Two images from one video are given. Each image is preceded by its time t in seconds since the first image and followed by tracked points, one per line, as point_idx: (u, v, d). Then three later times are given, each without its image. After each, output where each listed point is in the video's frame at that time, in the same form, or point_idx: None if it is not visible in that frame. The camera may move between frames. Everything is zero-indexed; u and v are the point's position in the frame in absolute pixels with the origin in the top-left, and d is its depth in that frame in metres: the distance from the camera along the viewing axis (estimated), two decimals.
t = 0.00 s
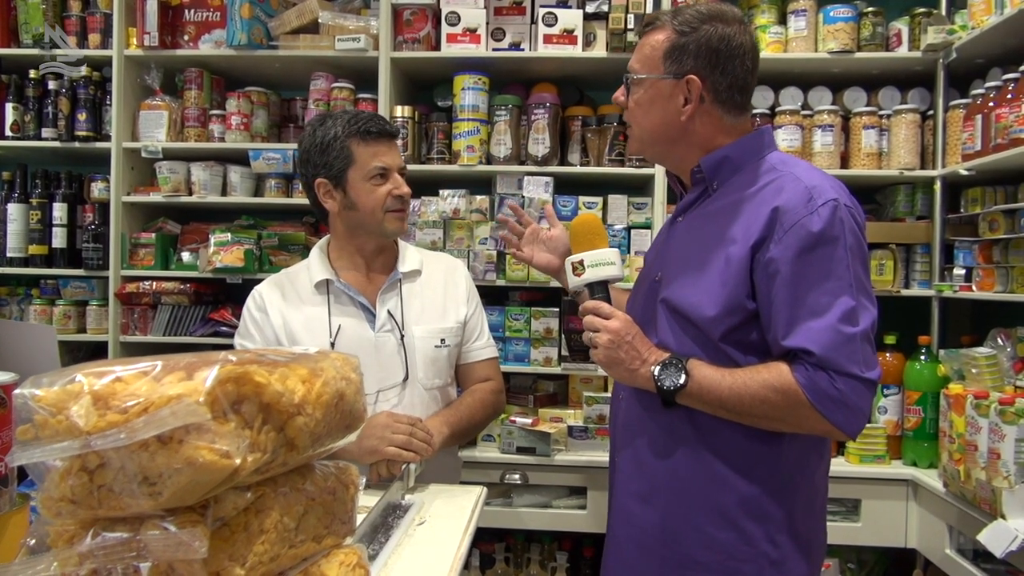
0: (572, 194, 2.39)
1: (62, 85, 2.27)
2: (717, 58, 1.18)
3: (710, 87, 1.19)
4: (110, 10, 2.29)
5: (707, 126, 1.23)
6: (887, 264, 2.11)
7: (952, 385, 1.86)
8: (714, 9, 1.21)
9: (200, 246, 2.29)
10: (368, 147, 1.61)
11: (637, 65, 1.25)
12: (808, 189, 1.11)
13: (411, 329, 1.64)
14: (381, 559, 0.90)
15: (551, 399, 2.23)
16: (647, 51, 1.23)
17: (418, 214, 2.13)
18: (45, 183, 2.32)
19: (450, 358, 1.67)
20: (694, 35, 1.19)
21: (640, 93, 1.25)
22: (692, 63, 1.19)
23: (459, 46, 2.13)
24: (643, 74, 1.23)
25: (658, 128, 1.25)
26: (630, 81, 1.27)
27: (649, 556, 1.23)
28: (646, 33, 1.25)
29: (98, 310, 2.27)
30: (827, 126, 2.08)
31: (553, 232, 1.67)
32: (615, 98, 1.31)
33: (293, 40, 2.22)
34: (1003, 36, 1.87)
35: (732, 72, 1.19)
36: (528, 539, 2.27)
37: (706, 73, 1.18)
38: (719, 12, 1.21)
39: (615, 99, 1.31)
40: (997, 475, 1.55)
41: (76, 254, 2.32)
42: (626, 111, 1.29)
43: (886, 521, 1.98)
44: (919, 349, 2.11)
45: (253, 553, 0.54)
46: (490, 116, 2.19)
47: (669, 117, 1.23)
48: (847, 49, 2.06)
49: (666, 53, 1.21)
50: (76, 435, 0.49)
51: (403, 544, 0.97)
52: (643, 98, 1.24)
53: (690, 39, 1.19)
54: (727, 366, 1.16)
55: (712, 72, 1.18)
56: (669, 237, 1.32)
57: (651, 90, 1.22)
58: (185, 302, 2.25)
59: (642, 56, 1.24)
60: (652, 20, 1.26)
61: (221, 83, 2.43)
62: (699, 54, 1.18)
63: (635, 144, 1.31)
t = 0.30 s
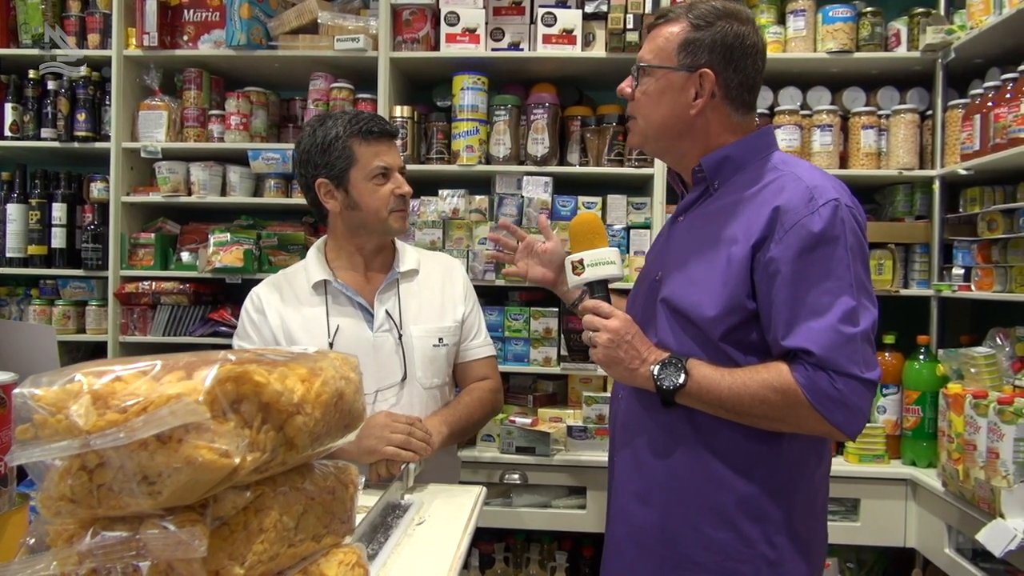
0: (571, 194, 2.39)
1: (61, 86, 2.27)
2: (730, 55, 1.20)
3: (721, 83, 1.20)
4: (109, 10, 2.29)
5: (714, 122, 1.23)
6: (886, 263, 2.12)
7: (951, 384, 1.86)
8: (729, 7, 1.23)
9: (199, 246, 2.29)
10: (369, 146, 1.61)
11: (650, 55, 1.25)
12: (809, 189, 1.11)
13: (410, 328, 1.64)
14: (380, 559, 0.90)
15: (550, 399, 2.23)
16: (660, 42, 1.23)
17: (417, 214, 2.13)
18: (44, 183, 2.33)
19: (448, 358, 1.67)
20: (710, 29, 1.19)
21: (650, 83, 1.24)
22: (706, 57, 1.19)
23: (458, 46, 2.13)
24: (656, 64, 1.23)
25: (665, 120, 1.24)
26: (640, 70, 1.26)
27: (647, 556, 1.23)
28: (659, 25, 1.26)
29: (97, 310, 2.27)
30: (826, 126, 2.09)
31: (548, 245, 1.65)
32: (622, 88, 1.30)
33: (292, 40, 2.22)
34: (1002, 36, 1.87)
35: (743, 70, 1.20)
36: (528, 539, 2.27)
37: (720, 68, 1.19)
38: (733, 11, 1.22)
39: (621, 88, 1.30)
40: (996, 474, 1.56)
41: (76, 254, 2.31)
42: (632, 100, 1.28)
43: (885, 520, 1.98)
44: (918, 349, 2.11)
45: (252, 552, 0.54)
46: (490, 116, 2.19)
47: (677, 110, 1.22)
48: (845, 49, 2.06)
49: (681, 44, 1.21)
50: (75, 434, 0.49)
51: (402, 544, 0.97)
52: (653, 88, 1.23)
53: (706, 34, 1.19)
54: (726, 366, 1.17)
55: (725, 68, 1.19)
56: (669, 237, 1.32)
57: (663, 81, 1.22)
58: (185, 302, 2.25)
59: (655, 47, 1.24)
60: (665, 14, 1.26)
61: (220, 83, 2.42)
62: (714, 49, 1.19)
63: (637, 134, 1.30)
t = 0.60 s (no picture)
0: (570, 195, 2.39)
1: (60, 86, 2.27)
2: (739, 54, 1.21)
3: (730, 81, 1.21)
4: (108, 11, 2.29)
5: (719, 120, 1.24)
6: (884, 264, 2.12)
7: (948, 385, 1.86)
8: (735, 9, 1.25)
9: (198, 246, 2.30)
10: (370, 146, 1.62)
11: (659, 49, 1.24)
12: (808, 189, 1.12)
13: (408, 328, 1.65)
14: (378, 558, 0.90)
15: (548, 399, 2.23)
16: (671, 37, 1.23)
17: (416, 215, 2.14)
18: (43, 183, 2.33)
19: (447, 357, 1.68)
20: (721, 28, 1.21)
21: (658, 76, 1.23)
22: (716, 55, 1.20)
23: (456, 47, 2.14)
24: (665, 58, 1.22)
25: (672, 115, 1.24)
26: (648, 64, 1.25)
27: (646, 556, 1.23)
28: (668, 21, 1.26)
29: (96, 310, 2.27)
30: (824, 126, 2.09)
31: (552, 275, 1.53)
32: (627, 81, 1.28)
33: (290, 40, 2.23)
34: (999, 38, 1.87)
35: (749, 70, 1.22)
36: (526, 539, 2.28)
37: (730, 65, 1.20)
38: (740, 13, 1.24)
39: (626, 81, 1.28)
40: (993, 474, 1.56)
41: (74, 254, 2.31)
42: (638, 93, 1.27)
43: (883, 520, 1.99)
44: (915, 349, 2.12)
45: (251, 551, 0.55)
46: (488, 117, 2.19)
47: (684, 105, 1.22)
48: (843, 50, 2.06)
49: (692, 40, 1.21)
50: (75, 433, 0.49)
51: (400, 544, 0.97)
52: (662, 82, 1.23)
53: (716, 33, 1.21)
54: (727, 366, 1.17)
55: (735, 67, 1.21)
56: (668, 237, 1.33)
57: (672, 75, 1.21)
58: (183, 302, 2.25)
59: (664, 41, 1.24)
60: (672, 11, 1.27)
61: (219, 83, 2.43)
62: (724, 47, 1.20)
63: (640, 129, 1.29)
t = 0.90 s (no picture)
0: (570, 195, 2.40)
1: (61, 87, 2.28)
2: (740, 55, 1.22)
3: (730, 81, 1.21)
4: (109, 12, 2.30)
5: (719, 120, 1.24)
6: (883, 264, 2.13)
7: (948, 385, 1.87)
8: (735, 10, 1.25)
9: (199, 247, 2.30)
10: (370, 146, 1.63)
11: (660, 49, 1.25)
12: (809, 190, 1.12)
13: (410, 328, 1.65)
14: (379, 558, 0.91)
15: (548, 400, 2.24)
16: (672, 38, 1.24)
17: (416, 215, 2.14)
18: (44, 184, 2.33)
19: (448, 357, 1.68)
20: (721, 30, 1.22)
21: (660, 76, 1.24)
22: (719, 55, 1.21)
23: (457, 48, 2.14)
24: (667, 58, 1.23)
25: (673, 115, 1.24)
26: (649, 64, 1.26)
27: (646, 556, 1.23)
28: (669, 23, 1.27)
29: (97, 311, 2.28)
30: (823, 127, 2.10)
31: (540, 257, 1.64)
32: (627, 81, 1.29)
33: (291, 42, 2.23)
34: (998, 38, 1.88)
35: (749, 71, 1.23)
36: (527, 539, 2.28)
37: (730, 66, 1.21)
38: (740, 15, 1.25)
39: (626, 81, 1.28)
40: (992, 474, 1.56)
41: (76, 255, 2.32)
42: (639, 93, 1.27)
43: (883, 520, 1.99)
44: (915, 349, 2.12)
45: (253, 549, 0.55)
46: (488, 117, 2.20)
47: (686, 105, 1.23)
48: (843, 51, 2.07)
49: (693, 40, 1.22)
50: (79, 433, 0.50)
51: (401, 543, 0.98)
52: (665, 82, 1.23)
53: (718, 34, 1.22)
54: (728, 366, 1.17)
55: (737, 68, 1.21)
56: (668, 238, 1.33)
57: (674, 75, 1.22)
58: (184, 302, 2.26)
59: (666, 42, 1.24)
60: (673, 13, 1.28)
61: (220, 84, 2.43)
62: (726, 48, 1.21)
63: (639, 128, 1.29)
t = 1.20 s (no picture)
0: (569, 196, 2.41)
1: (61, 90, 2.28)
2: (733, 57, 1.22)
3: (724, 83, 1.22)
4: (109, 15, 2.31)
5: (715, 121, 1.25)
6: (882, 265, 2.13)
7: (946, 385, 1.87)
8: (727, 13, 1.26)
9: (199, 249, 2.31)
10: (369, 148, 1.63)
11: (654, 53, 1.26)
12: (799, 190, 1.13)
13: (411, 330, 1.65)
14: (378, 558, 0.91)
15: (548, 401, 2.24)
16: (666, 41, 1.25)
17: (416, 217, 2.15)
18: (45, 187, 2.34)
19: (449, 359, 1.69)
20: (714, 32, 1.22)
21: (655, 79, 1.25)
22: (712, 58, 1.21)
23: (456, 49, 2.15)
24: (661, 61, 1.24)
25: (668, 118, 1.25)
26: (644, 67, 1.27)
27: (643, 555, 1.24)
28: (662, 26, 1.27)
29: (97, 313, 2.29)
30: (822, 128, 2.10)
31: (542, 256, 1.65)
32: (622, 84, 1.30)
33: (290, 44, 2.24)
34: (996, 39, 1.89)
35: (743, 72, 1.23)
36: (527, 539, 2.28)
37: (724, 68, 1.22)
38: (733, 18, 1.26)
39: (622, 84, 1.30)
40: (991, 474, 1.57)
41: (76, 257, 2.32)
42: (634, 96, 1.28)
43: (882, 519, 1.99)
44: (914, 349, 2.12)
45: (253, 549, 0.56)
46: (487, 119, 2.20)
47: (680, 107, 1.23)
48: (841, 52, 2.07)
49: (686, 43, 1.22)
50: (81, 434, 0.50)
51: (401, 544, 0.98)
52: (659, 84, 1.24)
53: (711, 37, 1.22)
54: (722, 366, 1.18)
55: (730, 69, 1.22)
56: (663, 239, 1.34)
57: (668, 77, 1.23)
58: (185, 304, 2.26)
59: (660, 45, 1.25)
60: (666, 16, 1.28)
61: (220, 86, 2.44)
62: (719, 50, 1.22)
63: (634, 130, 1.30)
